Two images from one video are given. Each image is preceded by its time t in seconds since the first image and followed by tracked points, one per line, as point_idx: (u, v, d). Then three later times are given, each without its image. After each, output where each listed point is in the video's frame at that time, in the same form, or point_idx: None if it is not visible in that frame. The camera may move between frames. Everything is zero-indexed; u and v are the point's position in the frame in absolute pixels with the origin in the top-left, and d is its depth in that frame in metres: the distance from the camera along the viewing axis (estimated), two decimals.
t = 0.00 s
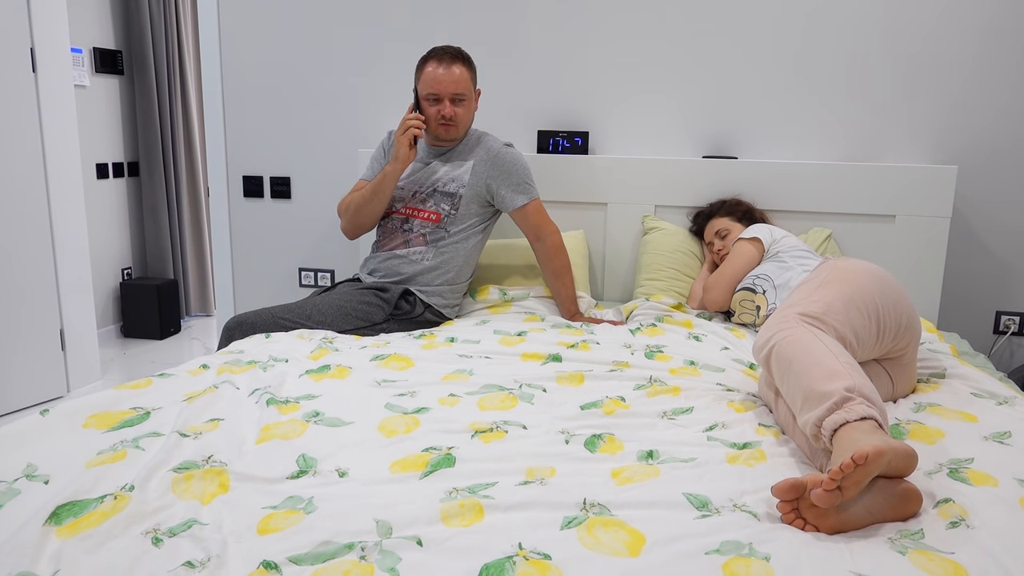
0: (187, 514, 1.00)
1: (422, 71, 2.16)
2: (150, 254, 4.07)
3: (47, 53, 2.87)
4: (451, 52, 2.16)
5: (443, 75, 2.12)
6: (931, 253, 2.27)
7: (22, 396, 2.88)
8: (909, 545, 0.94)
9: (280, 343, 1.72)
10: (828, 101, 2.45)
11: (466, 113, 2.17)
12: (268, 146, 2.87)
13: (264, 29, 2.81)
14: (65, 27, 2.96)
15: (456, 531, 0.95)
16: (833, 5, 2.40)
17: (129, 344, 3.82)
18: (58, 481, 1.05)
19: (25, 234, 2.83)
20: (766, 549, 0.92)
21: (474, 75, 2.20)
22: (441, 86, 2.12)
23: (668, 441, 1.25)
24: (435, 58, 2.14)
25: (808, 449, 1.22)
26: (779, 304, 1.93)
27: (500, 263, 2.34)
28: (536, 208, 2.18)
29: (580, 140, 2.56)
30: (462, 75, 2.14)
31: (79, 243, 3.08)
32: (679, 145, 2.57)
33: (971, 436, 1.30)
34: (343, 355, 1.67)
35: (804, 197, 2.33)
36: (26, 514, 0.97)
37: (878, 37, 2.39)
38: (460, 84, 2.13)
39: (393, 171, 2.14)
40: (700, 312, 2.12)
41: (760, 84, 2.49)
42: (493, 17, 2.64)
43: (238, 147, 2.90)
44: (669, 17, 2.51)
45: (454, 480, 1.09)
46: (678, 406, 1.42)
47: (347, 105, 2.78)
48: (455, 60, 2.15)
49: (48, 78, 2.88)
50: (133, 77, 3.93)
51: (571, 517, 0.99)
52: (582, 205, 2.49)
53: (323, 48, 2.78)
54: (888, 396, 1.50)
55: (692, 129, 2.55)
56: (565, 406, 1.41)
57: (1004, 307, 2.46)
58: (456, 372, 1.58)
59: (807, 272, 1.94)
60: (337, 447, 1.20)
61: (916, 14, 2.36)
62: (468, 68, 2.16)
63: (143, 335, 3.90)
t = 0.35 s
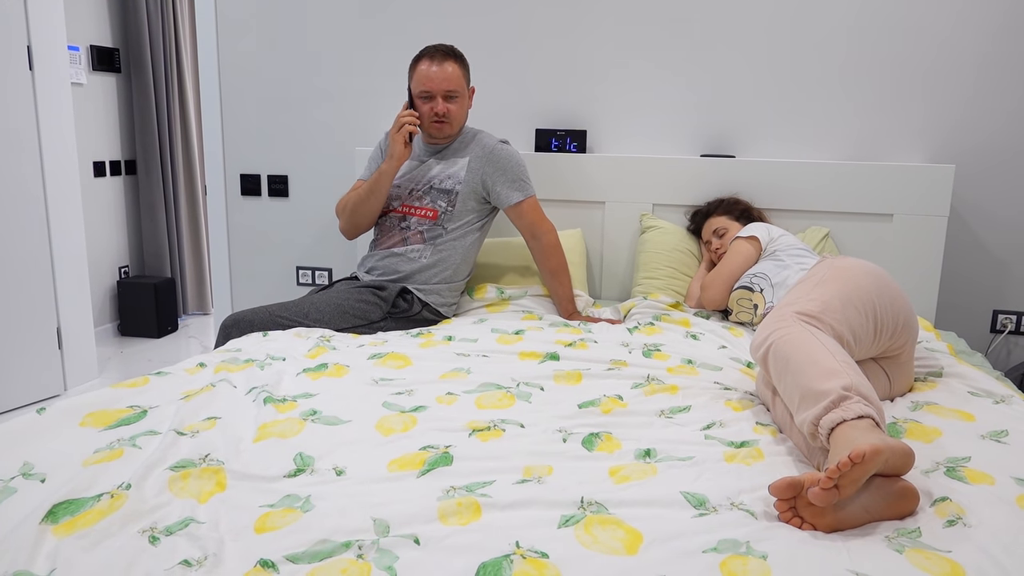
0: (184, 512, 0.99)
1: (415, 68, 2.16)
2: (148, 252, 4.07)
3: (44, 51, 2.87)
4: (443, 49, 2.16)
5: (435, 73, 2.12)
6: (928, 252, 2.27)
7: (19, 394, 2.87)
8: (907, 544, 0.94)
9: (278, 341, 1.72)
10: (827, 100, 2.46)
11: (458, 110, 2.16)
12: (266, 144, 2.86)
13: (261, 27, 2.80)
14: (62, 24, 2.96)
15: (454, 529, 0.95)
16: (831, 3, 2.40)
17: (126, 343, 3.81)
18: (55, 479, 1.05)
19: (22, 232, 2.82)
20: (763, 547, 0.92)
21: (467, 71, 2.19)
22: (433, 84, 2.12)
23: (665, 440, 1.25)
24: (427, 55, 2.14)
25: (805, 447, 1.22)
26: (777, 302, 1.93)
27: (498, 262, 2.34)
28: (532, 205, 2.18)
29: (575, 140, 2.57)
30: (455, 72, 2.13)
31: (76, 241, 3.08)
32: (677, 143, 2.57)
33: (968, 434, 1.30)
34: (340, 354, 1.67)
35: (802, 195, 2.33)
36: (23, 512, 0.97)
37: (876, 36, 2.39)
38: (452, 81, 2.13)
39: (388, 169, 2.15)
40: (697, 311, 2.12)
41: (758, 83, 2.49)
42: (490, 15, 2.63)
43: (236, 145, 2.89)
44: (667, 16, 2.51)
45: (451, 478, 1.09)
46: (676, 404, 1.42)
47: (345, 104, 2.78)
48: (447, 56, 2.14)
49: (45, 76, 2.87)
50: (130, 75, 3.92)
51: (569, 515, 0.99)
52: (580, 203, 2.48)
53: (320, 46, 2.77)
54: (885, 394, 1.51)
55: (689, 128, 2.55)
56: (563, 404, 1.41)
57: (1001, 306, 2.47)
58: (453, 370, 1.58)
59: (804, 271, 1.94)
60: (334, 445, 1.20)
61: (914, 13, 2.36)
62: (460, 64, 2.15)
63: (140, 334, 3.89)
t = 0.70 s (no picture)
0: (181, 512, 0.99)
1: (404, 67, 2.18)
2: (145, 251, 4.06)
3: (40, 49, 2.85)
4: (430, 47, 2.17)
5: (422, 70, 2.13)
6: (925, 252, 2.27)
7: (15, 394, 2.86)
8: (904, 543, 0.94)
9: (275, 341, 1.72)
10: (825, 99, 2.46)
11: (448, 107, 2.17)
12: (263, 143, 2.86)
13: (259, 26, 2.80)
14: (59, 22, 2.95)
15: (451, 529, 0.95)
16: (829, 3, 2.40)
17: (123, 342, 3.81)
18: (52, 479, 1.05)
19: (19, 231, 2.82)
20: (761, 547, 0.92)
21: (455, 69, 2.20)
22: (420, 82, 2.14)
23: (663, 439, 1.25)
24: (414, 54, 2.15)
25: (802, 446, 1.22)
26: (774, 302, 1.93)
27: (495, 261, 2.33)
28: (526, 202, 2.16)
29: (576, 138, 2.54)
30: (443, 69, 2.14)
31: (73, 240, 3.07)
32: (675, 143, 2.57)
33: (964, 434, 1.30)
34: (338, 353, 1.67)
35: (800, 195, 2.33)
36: (19, 512, 0.96)
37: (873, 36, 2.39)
38: (439, 78, 2.14)
39: (380, 169, 2.15)
40: (695, 311, 2.12)
41: (756, 82, 2.49)
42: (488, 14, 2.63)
43: (233, 144, 2.89)
44: (665, 16, 2.51)
45: (449, 478, 1.09)
46: (674, 404, 1.42)
47: (343, 103, 2.78)
48: (434, 54, 2.15)
49: (41, 74, 2.86)
50: (127, 73, 3.91)
51: (566, 515, 0.99)
52: (578, 202, 2.48)
53: (317, 44, 2.77)
54: (882, 394, 1.51)
55: (687, 128, 2.55)
56: (561, 404, 1.41)
57: (998, 306, 2.47)
58: (451, 369, 1.58)
59: (801, 270, 1.94)
60: (332, 445, 1.20)
61: (912, 12, 2.36)
62: (448, 61, 2.16)
63: (137, 333, 3.88)
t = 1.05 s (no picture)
0: (177, 513, 0.99)
1: (397, 68, 2.18)
2: (142, 251, 4.05)
3: (36, 48, 2.85)
4: (423, 48, 2.17)
5: (415, 70, 2.13)
6: (922, 252, 2.28)
7: (11, 394, 2.85)
8: (901, 543, 0.95)
9: (272, 341, 1.72)
10: (822, 99, 2.46)
11: (441, 106, 2.16)
12: (260, 143, 2.86)
13: (255, 25, 2.79)
14: (55, 21, 2.94)
15: (448, 529, 0.95)
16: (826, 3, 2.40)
17: (120, 341, 3.80)
18: (48, 480, 1.05)
19: (15, 230, 2.81)
20: (758, 547, 0.93)
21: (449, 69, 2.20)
22: (413, 81, 2.14)
23: (660, 440, 1.25)
24: (407, 54, 2.16)
25: (799, 447, 1.22)
26: (771, 302, 1.93)
27: (493, 261, 2.33)
28: (522, 202, 2.17)
29: (574, 138, 2.54)
30: (435, 69, 2.14)
31: (69, 239, 3.06)
32: (672, 143, 2.57)
33: (961, 434, 1.31)
34: (335, 353, 1.67)
35: (797, 195, 2.33)
36: (14, 514, 0.96)
37: (870, 36, 2.40)
38: (432, 77, 2.14)
39: (375, 170, 2.16)
40: (692, 311, 2.12)
41: (753, 83, 2.49)
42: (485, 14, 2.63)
43: (230, 144, 2.88)
44: (662, 16, 2.51)
45: (447, 478, 1.09)
46: (671, 404, 1.42)
47: (340, 102, 2.77)
48: (427, 55, 2.16)
49: (37, 74, 2.85)
50: (123, 73, 3.90)
51: (563, 515, 0.99)
52: (575, 202, 2.48)
53: (314, 44, 2.76)
54: (879, 394, 1.51)
55: (684, 128, 2.56)
56: (558, 404, 1.41)
57: (994, 306, 2.48)
58: (448, 370, 1.58)
59: (798, 270, 1.94)
60: (329, 445, 1.19)
61: (909, 13, 2.37)
62: (441, 61, 2.16)
63: (134, 333, 3.88)
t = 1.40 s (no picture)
0: (174, 515, 0.99)
1: (392, 70, 2.18)
2: (138, 252, 4.04)
3: (32, 48, 2.84)
4: (418, 49, 2.17)
5: (410, 72, 2.13)
6: (918, 253, 2.28)
7: (6, 396, 2.84)
8: (897, 544, 0.95)
9: (268, 342, 1.72)
10: (818, 100, 2.46)
11: (435, 108, 2.16)
12: (256, 144, 2.85)
13: (252, 26, 2.79)
14: (51, 22, 2.93)
15: (446, 531, 0.95)
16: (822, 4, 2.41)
17: (116, 343, 3.79)
18: (44, 481, 1.04)
19: (11, 232, 2.80)
20: (755, 548, 0.93)
21: (443, 70, 2.20)
22: (408, 83, 2.13)
23: (657, 441, 1.25)
24: (401, 55, 2.16)
25: (796, 448, 1.22)
26: (768, 303, 1.93)
27: (489, 262, 2.33)
28: (518, 203, 2.17)
29: (570, 138, 2.54)
30: (430, 70, 2.14)
31: (65, 240, 3.05)
32: (668, 144, 2.57)
33: (957, 435, 1.31)
34: (332, 354, 1.67)
35: (794, 196, 2.33)
36: (10, 516, 0.96)
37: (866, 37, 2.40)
38: (427, 79, 2.14)
39: (371, 172, 2.15)
40: (689, 311, 2.12)
41: (749, 84, 2.49)
42: (482, 14, 2.63)
43: (226, 144, 2.88)
44: (658, 17, 2.51)
45: (444, 480, 1.09)
46: (668, 405, 1.42)
47: (336, 104, 2.77)
48: (421, 56, 2.15)
49: (33, 74, 2.84)
50: (120, 73, 3.89)
51: (560, 517, 0.99)
52: (572, 203, 2.49)
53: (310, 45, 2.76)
54: (875, 394, 1.51)
55: (681, 129, 2.56)
56: (555, 405, 1.40)
57: (990, 306, 2.48)
58: (445, 371, 1.58)
59: (795, 271, 1.93)
60: (326, 447, 1.19)
61: (906, 14, 2.37)
62: (435, 63, 2.16)
63: (130, 333, 3.87)
